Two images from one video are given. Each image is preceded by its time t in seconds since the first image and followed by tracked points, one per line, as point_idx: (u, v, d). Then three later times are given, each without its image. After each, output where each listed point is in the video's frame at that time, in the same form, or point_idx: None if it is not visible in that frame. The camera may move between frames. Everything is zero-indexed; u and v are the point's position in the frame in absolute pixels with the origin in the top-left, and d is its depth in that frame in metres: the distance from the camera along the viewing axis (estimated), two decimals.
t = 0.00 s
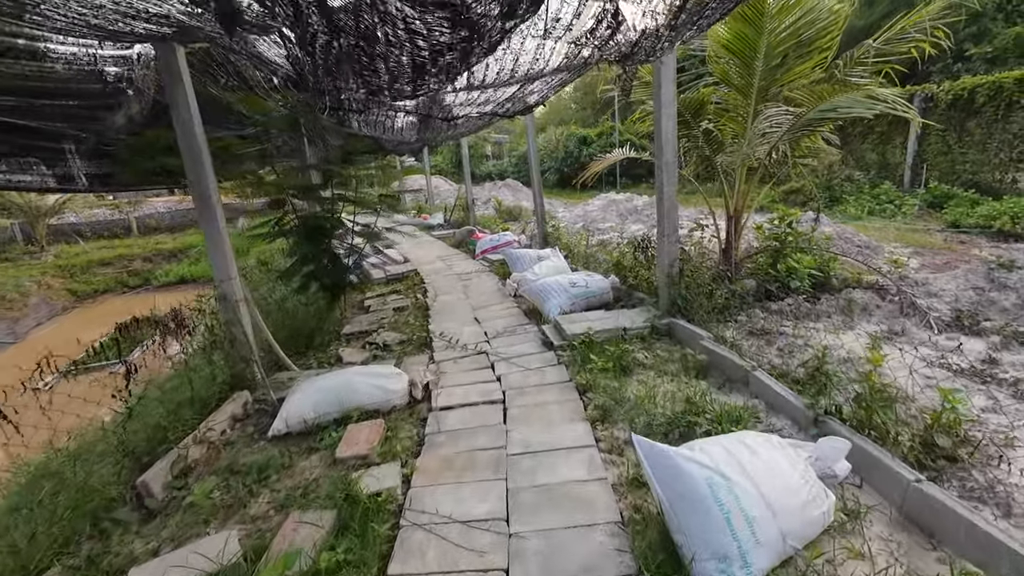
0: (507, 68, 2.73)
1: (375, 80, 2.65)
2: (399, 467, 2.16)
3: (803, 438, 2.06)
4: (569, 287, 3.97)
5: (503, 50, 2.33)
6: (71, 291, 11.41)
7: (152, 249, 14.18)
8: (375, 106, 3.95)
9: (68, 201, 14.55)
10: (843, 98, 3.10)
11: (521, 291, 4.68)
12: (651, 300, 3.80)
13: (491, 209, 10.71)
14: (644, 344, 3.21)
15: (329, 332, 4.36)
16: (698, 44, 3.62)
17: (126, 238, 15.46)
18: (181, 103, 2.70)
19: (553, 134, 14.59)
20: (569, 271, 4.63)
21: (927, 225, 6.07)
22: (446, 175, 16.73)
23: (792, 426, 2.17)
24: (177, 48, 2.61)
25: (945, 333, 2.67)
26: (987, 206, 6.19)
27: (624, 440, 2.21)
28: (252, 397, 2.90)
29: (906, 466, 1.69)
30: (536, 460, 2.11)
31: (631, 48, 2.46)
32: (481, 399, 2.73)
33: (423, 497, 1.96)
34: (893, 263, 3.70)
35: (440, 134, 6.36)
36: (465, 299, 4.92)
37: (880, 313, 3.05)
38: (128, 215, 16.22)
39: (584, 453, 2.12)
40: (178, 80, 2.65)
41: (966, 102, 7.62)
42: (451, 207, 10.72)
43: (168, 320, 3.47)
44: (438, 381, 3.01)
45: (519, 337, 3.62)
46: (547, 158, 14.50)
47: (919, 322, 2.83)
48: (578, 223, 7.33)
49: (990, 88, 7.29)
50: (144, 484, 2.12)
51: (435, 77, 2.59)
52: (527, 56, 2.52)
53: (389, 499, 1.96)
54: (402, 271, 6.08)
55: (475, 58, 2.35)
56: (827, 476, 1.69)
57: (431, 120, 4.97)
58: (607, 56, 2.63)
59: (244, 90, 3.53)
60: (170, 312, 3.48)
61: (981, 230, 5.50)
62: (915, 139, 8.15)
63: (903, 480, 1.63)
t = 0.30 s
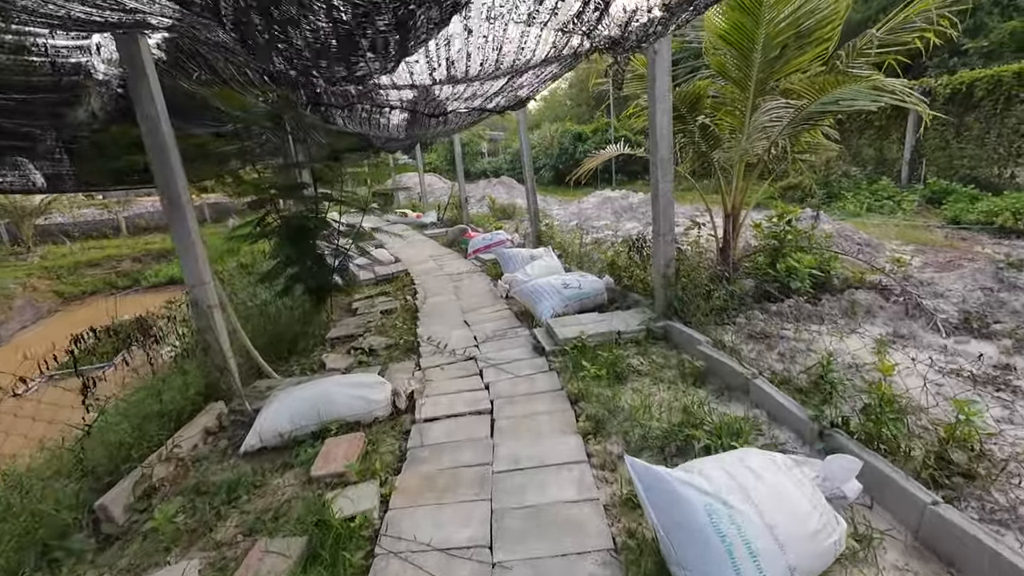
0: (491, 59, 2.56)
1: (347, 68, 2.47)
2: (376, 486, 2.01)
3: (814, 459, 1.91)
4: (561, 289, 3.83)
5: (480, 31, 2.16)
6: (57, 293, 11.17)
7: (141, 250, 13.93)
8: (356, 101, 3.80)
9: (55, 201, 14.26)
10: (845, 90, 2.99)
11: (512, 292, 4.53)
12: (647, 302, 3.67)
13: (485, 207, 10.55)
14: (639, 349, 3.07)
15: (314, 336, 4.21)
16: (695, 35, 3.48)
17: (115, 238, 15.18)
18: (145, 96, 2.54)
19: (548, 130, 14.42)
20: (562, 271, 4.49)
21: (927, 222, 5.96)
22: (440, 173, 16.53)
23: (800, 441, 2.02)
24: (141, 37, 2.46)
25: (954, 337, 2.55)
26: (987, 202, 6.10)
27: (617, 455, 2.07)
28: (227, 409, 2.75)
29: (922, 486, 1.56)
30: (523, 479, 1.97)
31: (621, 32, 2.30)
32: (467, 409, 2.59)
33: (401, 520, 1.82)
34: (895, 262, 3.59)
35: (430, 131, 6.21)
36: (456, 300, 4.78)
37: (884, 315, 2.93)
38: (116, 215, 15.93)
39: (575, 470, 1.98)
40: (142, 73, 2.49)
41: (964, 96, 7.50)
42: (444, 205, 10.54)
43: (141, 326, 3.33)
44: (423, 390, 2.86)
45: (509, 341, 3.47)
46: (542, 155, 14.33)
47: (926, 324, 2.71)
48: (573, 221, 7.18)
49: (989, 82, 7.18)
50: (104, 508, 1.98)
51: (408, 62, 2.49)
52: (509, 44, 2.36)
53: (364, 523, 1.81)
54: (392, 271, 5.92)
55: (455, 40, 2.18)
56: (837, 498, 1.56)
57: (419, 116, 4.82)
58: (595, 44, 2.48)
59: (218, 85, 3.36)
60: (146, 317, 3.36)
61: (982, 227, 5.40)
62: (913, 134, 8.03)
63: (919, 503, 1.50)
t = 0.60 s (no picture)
0: (480, 46, 2.38)
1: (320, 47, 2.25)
2: (355, 511, 1.84)
3: (833, 479, 1.75)
4: (558, 291, 3.67)
5: (468, 10, 1.97)
6: (43, 293, 10.89)
7: (130, 249, 13.63)
8: (341, 94, 3.59)
9: (41, 199, 13.88)
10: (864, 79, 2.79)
11: (507, 294, 4.36)
12: (648, 304, 3.50)
13: (480, 205, 10.35)
14: (641, 355, 2.90)
15: (300, 341, 4.02)
16: (698, 24, 3.31)
17: (103, 237, 14.86)
18: (108, 84, 2.35)
19: (544, 127, 14.21)
20: (559, 272, 4.32)
21: (931, 219, 5.83)
22: (436, 170, 16.32)
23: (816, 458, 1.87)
24: (101, 21, 2.27)
25: (974, 343, 2.40)
26: (992, 199, 5.97)
27: (619, 475, 1.91)
28: (201, 424, 2.57)
29: (959, 516, 1.41)
30: (517, 503, 1.80)
31: (620, 11, 2.12)
32: (458, 422, 2.42)
33: (381, 552, 1.65)
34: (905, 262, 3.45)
35: (422, 126, 6.01)
36: (448, 302, 4.60)
37: (898, 319, 2.78)
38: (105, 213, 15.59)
39: (573, 493, 1.81)
40: (105, 60, 2.31)
41: (967, 91, 7.35)
42: (438, 203, 10.34)
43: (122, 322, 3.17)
44: (410, 400, 2.69)
45: (503, 346, 3.31)
46: (538, 152, 14.12)
47: (943, 329, 2.56)
48: (570, 219, 7.00)
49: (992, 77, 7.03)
50: (58, 538, 1.82)
51: (388, 44, 2.20)
52: (500, 27, 2.17)
53: (342, 554, 1.64)
54: (383, 272, 5.74)
55: (441, 20, 2.00)
56: (867, 529, 1.41)
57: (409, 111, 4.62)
58: (593, 27, 2.30)
59: (194, 76, 3.16)
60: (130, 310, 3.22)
61: (988, 225, 5.28)
62: (915, 129, 7.90)
63: (957, 536, 1.35)
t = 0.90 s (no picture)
0: (477, 34, 2.18)
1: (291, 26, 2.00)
2: (335, 555, 1.64)
3: (871, 518, 1.56)
4: (559, 297, 3.47)
5: None
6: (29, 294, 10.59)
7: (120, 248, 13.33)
8: (326, 87, 3.37)
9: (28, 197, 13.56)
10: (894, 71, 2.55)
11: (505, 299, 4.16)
12: (654, 312, 3.31)
13: (476, 205, 10.12)
14: (648, 369, 2.71)
15: (286, 349, 3.81)
16: (707, 17, 3.13)
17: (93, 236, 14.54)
18: (67, 75, 2.13)
19: (543, 125, 14.00)
20: (558, 276, 4.13)
21: (941, 221, 5.66)
22: (432, 169, 16.09)
23: (849, 493, 1.68)
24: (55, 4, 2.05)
25: (1010, 359, 2.23)
26: (1003, 200, 5.81)
27: (630, 511, 1.72)
28: (173, 446, 2.37)
29: None
30: (516, 547, 1.61)
31: None
32: (452, 445, 2.22)
33: None
34: (923, 268, 3.31)
35: (417, 124, 5.81)
36: (444, 307, 4.40)
37: (923, 331, 2.61)
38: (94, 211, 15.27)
39: (579, 535, 1.62)
40: (62, 47, 2.10)
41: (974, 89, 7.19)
42: (435, 203, 10.12)
43: (104, 320, 3.01)
44: (400, 420, 2.49)
45: (501, 358, 3.11)
46: (535, 150, 13.91)
47: (973, 343, 2.39)
48: (569, 220, 6.81)
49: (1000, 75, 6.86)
50: None
51: (369, 27, 1.96)
52: (498, 12, 1.97)
53: None
54: (376, 275, 5.53)
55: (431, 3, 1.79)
56: None
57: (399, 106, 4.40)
58: (600, 12, 2.10)
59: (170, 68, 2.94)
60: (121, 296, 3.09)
61: (1001, 227, 5.11)
62: (921, 129, 7.73)
63: None
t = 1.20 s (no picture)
0: (476, 16, 1.98)
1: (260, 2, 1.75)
2: None
3: (925, 568, 1.37)
4: (561, 304, 3.28)
5: None
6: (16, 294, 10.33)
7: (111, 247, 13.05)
8: (316, 80, 3.17)
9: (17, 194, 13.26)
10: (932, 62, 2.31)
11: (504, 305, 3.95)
12: (663, 320, 3.11)
13: (474, 204, 9.91)
14: (660, 384, 2.51)
15: (272, 358, 3.60)
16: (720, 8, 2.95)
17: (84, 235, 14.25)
18: (18, 61, 1.92)
19: (542, 124, 13.79)
20: (560, 281, 3.93)
21: (953, 224, 5.49)
22: (430, 168, 15.87)
23: (895, 535, 1.48)
24: None
25: None
26: (1016, 203, 5.63)
27: (647, 555, 1.52)
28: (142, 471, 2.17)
29: None
30: None
31: None
32: (446, 471, 2.02)
33: None
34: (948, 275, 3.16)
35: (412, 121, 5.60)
36: (440, 313, 4.20)
37: (955, 345, 2.43)
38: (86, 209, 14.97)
39: None
40: (13, 31, 1.88)
41: (984, 88, 7.01)
42: (431, 202, 9.90)
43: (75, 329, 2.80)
44: (390, 441, 2.29)
45: (500, 370, 2.91)
46: (534, 149, 13.70)
47: (1014, 359, 2.22)
48: (570, 221, 6.61)
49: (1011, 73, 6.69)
50: None
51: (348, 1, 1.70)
52: None
53: None
54: (370, 277, 5.32)
55: None
56: None
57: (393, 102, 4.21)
58: None
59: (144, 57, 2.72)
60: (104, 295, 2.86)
61: (1017, 231, 4.93)
62: (927, 129, 7.52)
63: None
